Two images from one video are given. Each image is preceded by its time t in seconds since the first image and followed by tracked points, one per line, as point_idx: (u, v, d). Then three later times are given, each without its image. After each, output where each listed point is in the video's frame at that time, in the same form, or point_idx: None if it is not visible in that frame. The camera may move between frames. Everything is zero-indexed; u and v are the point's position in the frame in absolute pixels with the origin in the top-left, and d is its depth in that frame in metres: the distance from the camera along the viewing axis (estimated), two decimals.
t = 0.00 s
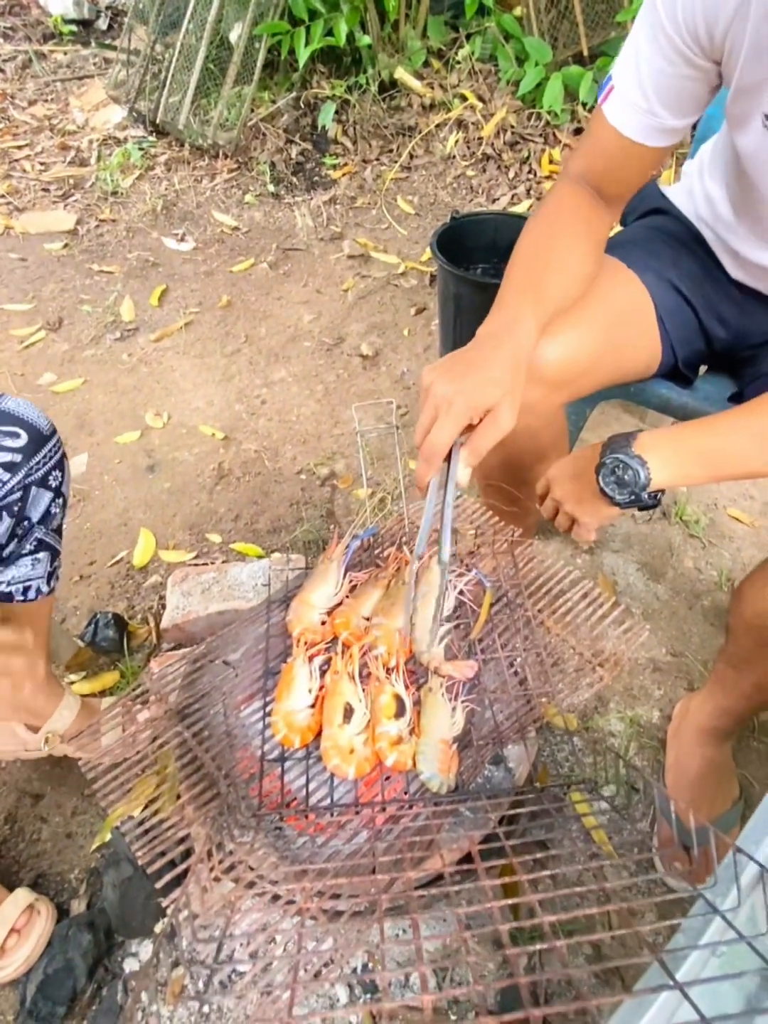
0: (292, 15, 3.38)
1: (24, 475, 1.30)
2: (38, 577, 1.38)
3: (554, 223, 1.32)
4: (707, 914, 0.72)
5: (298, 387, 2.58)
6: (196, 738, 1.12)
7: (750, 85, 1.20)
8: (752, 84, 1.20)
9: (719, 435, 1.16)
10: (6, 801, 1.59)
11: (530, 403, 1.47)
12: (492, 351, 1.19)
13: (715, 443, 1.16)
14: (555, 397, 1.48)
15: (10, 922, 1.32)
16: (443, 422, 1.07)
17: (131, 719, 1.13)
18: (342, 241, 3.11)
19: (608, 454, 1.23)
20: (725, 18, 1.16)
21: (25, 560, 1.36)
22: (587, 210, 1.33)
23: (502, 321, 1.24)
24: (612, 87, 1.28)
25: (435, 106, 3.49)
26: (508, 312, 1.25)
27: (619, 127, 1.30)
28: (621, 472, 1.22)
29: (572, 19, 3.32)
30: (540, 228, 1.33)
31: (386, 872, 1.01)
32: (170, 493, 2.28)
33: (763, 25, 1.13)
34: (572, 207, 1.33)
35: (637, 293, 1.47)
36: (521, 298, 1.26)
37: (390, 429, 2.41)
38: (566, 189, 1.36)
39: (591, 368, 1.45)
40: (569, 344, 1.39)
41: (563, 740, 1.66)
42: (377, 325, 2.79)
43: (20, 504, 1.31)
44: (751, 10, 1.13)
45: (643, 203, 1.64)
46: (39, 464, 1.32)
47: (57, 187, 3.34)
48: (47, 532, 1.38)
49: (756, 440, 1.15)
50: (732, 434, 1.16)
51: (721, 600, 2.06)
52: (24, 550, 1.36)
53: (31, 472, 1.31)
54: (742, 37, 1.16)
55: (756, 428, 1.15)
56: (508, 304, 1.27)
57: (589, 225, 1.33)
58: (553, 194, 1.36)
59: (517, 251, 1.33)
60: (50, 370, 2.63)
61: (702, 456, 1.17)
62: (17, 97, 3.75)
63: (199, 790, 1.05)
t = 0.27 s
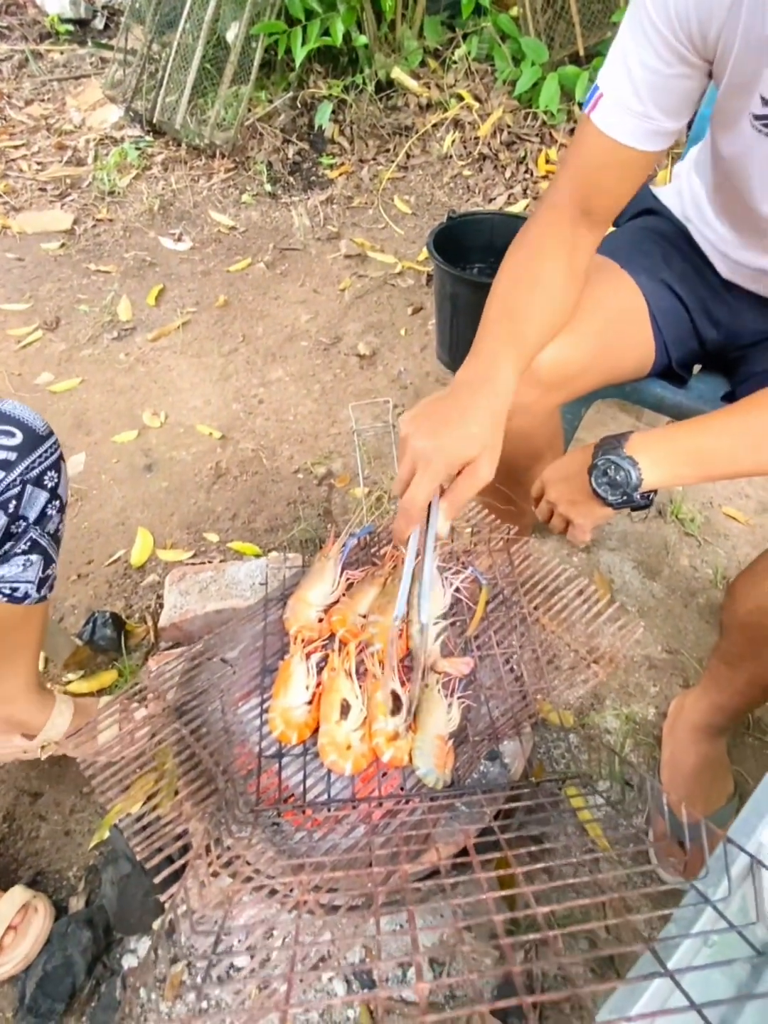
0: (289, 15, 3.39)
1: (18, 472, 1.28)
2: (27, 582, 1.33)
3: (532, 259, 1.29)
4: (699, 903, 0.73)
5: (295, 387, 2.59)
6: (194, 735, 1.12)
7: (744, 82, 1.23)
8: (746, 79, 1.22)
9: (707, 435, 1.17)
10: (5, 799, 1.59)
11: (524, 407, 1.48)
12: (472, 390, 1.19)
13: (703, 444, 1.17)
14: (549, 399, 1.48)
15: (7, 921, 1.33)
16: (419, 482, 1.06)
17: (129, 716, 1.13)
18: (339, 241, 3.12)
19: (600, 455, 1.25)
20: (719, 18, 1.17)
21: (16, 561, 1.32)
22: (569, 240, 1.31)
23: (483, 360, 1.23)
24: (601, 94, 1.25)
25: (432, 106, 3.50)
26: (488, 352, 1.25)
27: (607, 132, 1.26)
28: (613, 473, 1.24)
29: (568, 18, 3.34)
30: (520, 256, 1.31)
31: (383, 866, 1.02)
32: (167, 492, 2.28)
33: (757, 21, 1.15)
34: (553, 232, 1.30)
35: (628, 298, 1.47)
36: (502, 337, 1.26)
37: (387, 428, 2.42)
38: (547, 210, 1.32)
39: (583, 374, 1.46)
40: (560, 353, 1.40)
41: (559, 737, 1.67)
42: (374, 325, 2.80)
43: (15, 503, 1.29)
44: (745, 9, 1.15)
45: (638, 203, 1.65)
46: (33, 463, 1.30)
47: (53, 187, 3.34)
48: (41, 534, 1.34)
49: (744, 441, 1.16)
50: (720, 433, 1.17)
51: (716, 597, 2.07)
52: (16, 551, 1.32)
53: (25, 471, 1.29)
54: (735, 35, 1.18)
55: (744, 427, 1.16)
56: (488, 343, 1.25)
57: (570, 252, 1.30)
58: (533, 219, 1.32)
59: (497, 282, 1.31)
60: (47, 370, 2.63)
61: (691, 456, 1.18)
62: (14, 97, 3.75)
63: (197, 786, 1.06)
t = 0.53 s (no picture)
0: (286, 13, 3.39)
1: (17, 468, 1.28)
2: (26, 578, 1.33)
3: (547, 254, 1.30)
4: (693, 894, 0.74)
5: (293, 386, 2.59)
6: (193, 732, 1.13)
7: (738, 80, 1.22)
8: (739, 77, 1.22)
9: (698, 429, 1.18)
10: (5, 797, 1.60)
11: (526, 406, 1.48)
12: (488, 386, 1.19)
13: (694, 438, 1.18)
14: (550, 399, 1.48)
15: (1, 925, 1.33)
16: (444, 476, 1.06)
17: (129, 713, 1.14)
18: (337, 240, 3.12)
19: (591, 448, 1.25)
20: (712, 16, 1.17)
21: (15, 558, 1.32)
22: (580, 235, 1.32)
23: (498, 354, 1.23)
24: (601, 95, 1.27)
25: (430, 104, 3.51)
26: (505, 347, 1.24)
27: (610, 132, 1.27)
28: (603, 465, 1.24)
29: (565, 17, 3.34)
30: (531, 253, 1.32)
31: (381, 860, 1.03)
32: (166, 491, 2.29)
33: (750, 20, 1.15)
34: (563, 229, 1.32)
35: (629, 297, 1.48)
36: (516, 333, 1.25)
37: (385, 427, 2.42)
38: (557, 207, 1.33)
39: (585, 373, 1.46)
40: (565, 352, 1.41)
41: (557, 733, 1.68)
42: (372, 323, 2.81)
43: (14, 499, 1.29)
44: (738, 8, 1.15)
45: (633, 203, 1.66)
46: (33, 459, 1.30)
47: (51, 185, 3.34)
48: (41, 531, 1.34)
49: (734, 438, 1.17)
50: (711, 428, 1.17)
51: (713, 594, 2.08)
52: (15, 548, 1.32)
53: (24, 467, 1.29)
54: (729, 34, 1.18)
55: (735, 423, 1.17)
56: (502, 338, 1.26)
57: (581, 248, 1.32)
58: (543, 216, 1.34)
59: (509, 279, 1.32)
60: (45, 369, 2.64)
61: (682, 449, 1.19)
62: (11, 96, 3.75)
63: (197, 782, 1.07)
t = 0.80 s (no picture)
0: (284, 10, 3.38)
1: (17, 468, 1.28)
2: (26, 576, 1.34)
3: (540, 260, 1.29)
4: (687, 886, 0.75)
5: (291, 384, 2.59)
6: (192, 728, 1.14)
7: (736, 78, 1.23)
8: (737, 75, 1.22)
9: (696, 429, 1.18)
10: (4, 795, 1.61)
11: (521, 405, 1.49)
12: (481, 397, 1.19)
13: (692, 437, 1.18)
14: (545, 398, 1.49)
15: None
16: (436, 499, 1.07)
17: (128, 710, 1.14)
18: (335, 238, 3.13)
19: (586, 448, 1.25)
20: (711, 15, 1.18)
21: (15, 556, 1.32)
22: (575, 240, 1.31)
23: (492, 362, 1.23)
24: (599, 94, 1.27)
25: (428, 102, 3.51)
26: (497, 359, 1.24)
27: (610, 133, 1.26)
28: (600, 464, 1.24)
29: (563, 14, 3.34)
30: (526, 258, 1.31)
31: (379, 855, 1.04)
32: (165, 489, 2.29)
33: (749, 18, 1.16)
34: (558, 234, 1.31)
35: (623, 298, 1.49)
36: (509, 341, 1.25)
37: (383, 425, 2.43)
38: (553, 209, 1.32)
39: (578, 373, 1.47)
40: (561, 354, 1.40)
41: (555, 730, 1.69)
42: (370, 322, 2.81)
43: (14, 498, 1.29)
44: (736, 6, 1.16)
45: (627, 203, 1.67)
46: (32, 459, 1.30)
47: (48, 183, 3.33)
48: (40, 530, 1.35)
49: (732, 434, 1.18)
50: (709, 426, 1.18)
51: (710, 592, 2.09)
52: (15, 547, 1.32)
53: (24, 467, 1.29)
54: (728, 32, 1.19)
55: (733, 421, 1.17)
56: (495, 346, 1.25)
57: (576, 252, 1.31)
58: (538, 220, 1.33)
59: (504, 284, 1.31)
60: (43, 367, 2.64)
61: (679, 448, 1.19)
62: (7, 93, 3.74)
63: (196, 778, 1.07)
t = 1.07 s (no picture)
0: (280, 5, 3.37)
1: (25, 478, 1.28)
2: (28, 582, 1.34)
3: (520, 251, 1.33)
4: (683, 882, 0.75)
5: (289, 381, 2.59)
6: (190, 726, 1.14)
7: (735, 78, 1.22)
8: (736, 75, 1.22)
9: (695, 424, 1.18)
10: (3, 793, 1.61)
11: (518, 401, 1.49)
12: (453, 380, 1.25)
13: (690, 432, 1.19)
14: (541, 394, 1.48)
15: None
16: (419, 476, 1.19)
17: (126, 707, 1.14)
18: (332, 234, 3.12)
19: (586, 443, 1.25)
20: (706, 17, 1.18)
21: (18, 563, 1.32)
22: (560, 233, 1.32)
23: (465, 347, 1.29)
24: (596, 95, 1.27)
25: (425, 98, 3.50)
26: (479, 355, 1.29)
27: (603, 133, 1.26)
28: (601, 460, 1.23)
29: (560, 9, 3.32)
30: (510, 250, 1.34)
31: (377, 851, 1.05)
32: (162, 486, 2.29)
33: (746, 20, 1.15)
34: (550, 231, 1.32)
35: (620, 293, 1.48)
36: (479, 327, 1.30)
37: (381, 422, 2.42)
38: (547, 204, 1.33)
39: (573, 369, 1.46)
40: (553, 346, 1.41)
41: (552, 726, 1.69)
42: (367, 318, 2.80)
43: (19, 505, 1.30)
44: (732, 8, 1.15)
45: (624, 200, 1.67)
46: (39, 468, 1.31)
47: (44, 180, 3.32)
48: (43, 537, 1.35)
49: (731, 431, 1.18)
50: (708, 420, 1.18)
51: (708, 588, 2.09)
52: (18, 554, 1.32)
53: (31, 476, 1.29)
54: (724, 33, 1.18)
55: (731, 416, 1.17)
56: (471, 333, 1.31)
57: (561, 245, 1.32)
58: (528, 213, 1.35)
59: (488, 275, 1.35)
60: (40, 364, 2.63)
61: (678, 443, 1.19)
62: (2, 89, 3.72)
63: (194, 776, 1.08)
